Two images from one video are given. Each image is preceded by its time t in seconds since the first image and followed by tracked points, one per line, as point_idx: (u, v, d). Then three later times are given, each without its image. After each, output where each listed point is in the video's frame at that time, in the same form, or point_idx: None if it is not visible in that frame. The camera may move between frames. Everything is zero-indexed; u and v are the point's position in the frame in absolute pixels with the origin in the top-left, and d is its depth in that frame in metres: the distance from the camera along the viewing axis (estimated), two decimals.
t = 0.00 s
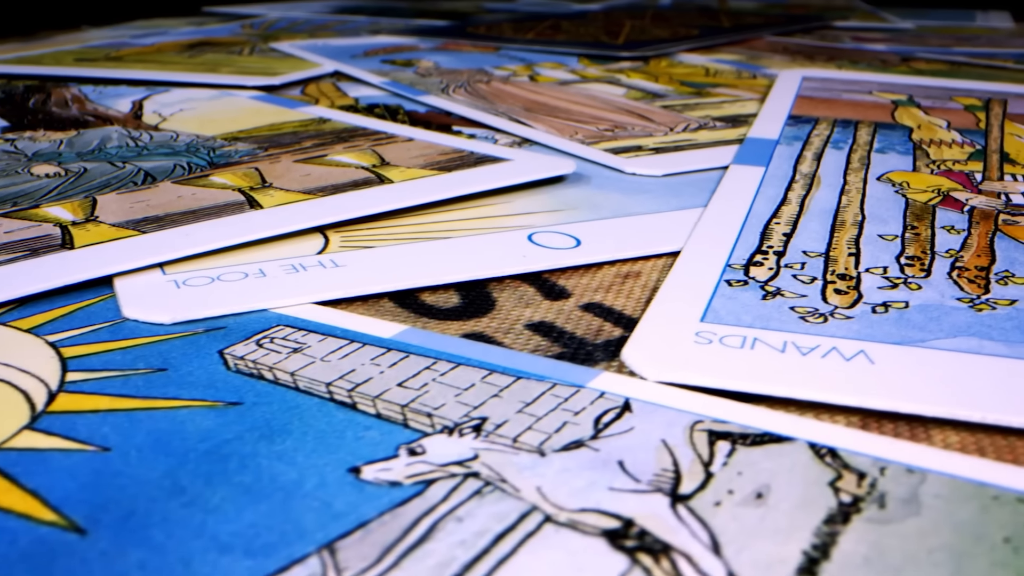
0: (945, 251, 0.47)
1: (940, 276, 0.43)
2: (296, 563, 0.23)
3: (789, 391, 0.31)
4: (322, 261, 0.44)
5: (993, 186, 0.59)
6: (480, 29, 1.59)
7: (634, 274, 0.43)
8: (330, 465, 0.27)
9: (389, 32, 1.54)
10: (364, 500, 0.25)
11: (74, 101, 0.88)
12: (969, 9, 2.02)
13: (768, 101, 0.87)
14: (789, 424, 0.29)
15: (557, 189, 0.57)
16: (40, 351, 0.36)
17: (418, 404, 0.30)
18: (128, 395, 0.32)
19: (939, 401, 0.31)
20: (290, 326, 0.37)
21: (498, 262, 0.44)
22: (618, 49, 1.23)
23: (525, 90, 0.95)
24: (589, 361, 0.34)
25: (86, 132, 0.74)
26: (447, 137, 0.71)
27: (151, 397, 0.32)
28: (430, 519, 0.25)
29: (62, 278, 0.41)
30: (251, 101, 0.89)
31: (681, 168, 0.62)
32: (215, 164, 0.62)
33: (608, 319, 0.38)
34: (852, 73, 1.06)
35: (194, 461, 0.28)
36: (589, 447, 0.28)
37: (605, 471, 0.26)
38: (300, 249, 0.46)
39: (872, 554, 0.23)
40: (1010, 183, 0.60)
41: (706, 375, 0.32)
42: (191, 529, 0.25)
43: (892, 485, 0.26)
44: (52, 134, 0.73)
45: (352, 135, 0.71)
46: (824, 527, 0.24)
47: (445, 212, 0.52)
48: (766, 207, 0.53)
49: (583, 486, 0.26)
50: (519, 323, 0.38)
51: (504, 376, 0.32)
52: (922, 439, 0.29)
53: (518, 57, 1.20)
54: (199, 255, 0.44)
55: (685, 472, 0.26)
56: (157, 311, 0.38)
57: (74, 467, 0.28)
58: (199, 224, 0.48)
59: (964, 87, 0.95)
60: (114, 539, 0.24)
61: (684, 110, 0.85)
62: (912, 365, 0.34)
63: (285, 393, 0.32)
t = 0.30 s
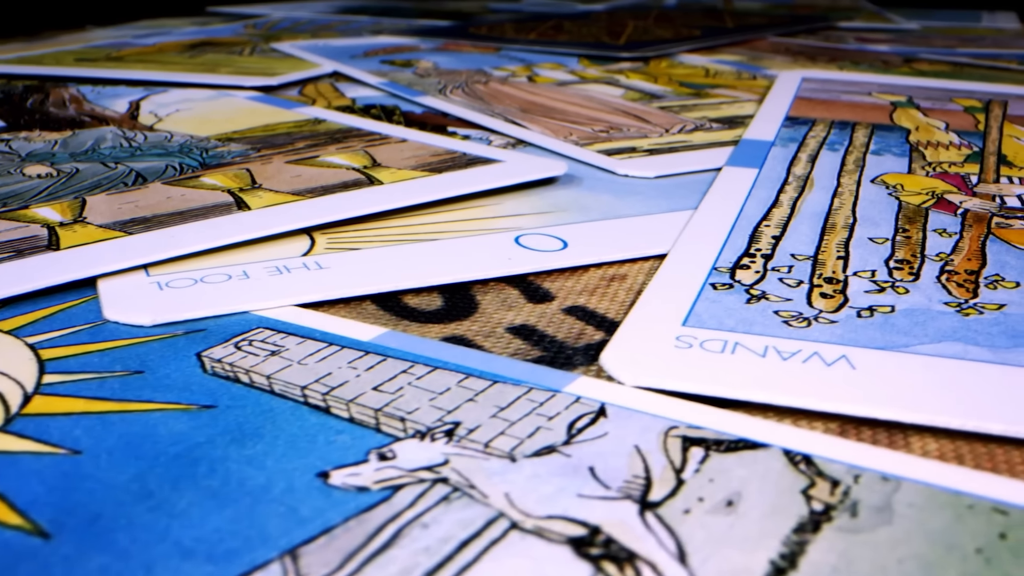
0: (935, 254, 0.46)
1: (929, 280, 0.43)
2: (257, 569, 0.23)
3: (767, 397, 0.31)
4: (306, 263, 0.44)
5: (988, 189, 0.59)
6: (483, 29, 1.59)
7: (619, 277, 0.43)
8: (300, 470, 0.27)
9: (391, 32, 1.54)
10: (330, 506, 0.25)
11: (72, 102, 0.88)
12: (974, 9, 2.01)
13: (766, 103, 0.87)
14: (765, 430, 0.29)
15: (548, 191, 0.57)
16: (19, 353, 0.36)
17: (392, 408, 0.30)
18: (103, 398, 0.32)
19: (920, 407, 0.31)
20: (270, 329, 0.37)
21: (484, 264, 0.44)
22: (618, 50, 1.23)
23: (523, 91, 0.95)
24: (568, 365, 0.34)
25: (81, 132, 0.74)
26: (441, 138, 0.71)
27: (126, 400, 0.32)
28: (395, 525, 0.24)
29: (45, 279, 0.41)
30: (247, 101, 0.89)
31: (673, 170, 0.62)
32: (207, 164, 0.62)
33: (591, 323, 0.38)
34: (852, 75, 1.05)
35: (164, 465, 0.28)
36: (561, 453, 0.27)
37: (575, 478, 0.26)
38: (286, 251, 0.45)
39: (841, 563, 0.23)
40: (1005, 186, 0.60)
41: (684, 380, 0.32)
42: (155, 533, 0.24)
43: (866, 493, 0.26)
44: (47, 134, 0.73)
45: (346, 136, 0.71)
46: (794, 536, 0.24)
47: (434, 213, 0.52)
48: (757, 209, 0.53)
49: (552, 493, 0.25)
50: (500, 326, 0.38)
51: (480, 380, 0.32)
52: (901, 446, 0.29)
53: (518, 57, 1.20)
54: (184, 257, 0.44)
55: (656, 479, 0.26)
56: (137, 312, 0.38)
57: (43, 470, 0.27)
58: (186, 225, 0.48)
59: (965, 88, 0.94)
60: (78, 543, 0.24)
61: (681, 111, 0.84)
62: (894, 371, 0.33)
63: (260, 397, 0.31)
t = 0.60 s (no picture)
0: (925, 257, 0.46)
1: (916, 284, 0.42)
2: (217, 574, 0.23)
3: (744, 402, 0.31)
4: (290, 265, 0.44)
5: (983, 192, 0.58)
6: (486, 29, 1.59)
7: (604, 280, 0.43)
8: (267, 474, 0.27)
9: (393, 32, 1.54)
10: (295, 511, 0.25)
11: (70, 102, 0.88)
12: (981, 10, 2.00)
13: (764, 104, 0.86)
14: (739, 436, 0.29)
15: (538, 192, 0.57)
16: None
17: (364, 413, 0.30)
18: (78, 400, 0.32)
19: (898, 413, 0.30)
20: (248, 331, 0.37)
21: (468, 266, 0.44)
22: (619, 50, 1.22)
23: (521, 92, 0.94)
24: (545, 370, 0.34)
25: (76, 132, 0.74)
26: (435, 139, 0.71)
27: (100, 403, 0.31)
28: (359, 531, 0.24)
29: (28, 281, 0.41)
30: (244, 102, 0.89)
31: (666, 172, 0.61)
32: (199, 165, 0.62)
33: (572, 326, 0.38)
34: (853, 76, 1.04)
35: (132, 468, 0.27)
36: (531, 459, 0.27)
37: (544, 484, 0.26)
38: (271, 252, 0.45)
39: (806, 573, 0.23)
40: (1001, 188, 0.59)
41: (661, 386, 0.31)
42: (118, 537, 0.24)
43: (837, 502, 0.25)
44: (43, 135, 0.73)
45: (339, 137, 0.71)
46: (760, 545, 0.23)
47: (421, 215, 0.51)
48: (747, 212, 0.52)
49: (519, 499, 0.25)
50: (480, 329, 0.38)
51: (455, 384, 0.32)
52: (877, 453, 0.29)
53: (518, 58, 1.19)
54: (168, 258, 0.44)
55: (625, 486, 0.26)
56: (118, 315, 0.38)
57: (11, 473, 0.27)
58: (173, 227, 0.48)
59: (966, 89, 0.94)
60: (41, 547, 0.24)
61: (678, 113, 0.84)
62: (874, 376, 0.33)
63: (234, 400, 0.31)
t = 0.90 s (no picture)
0: (913, 261, 0.46)
1: (903, 288, 0.42)
2: None
3: (719, 408, 0.30)
4: (274, 266, 0.44)
5: (977, 194, 0.58)
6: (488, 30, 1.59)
7: (589, 283, 0.43)
8: (235, 479, 0.27)
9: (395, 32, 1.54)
10: (259, 516, 0.25)
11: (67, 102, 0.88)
12: (989, 11, 1.99)
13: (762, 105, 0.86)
14: (712, 442, 0.28)
15: (528, 194, 0.57)
16: None
17: (336, 416, 0.30)
18: (51, 403, 0.32)
19: (876, 420, 0.30)
20: (227, 334, 0.37)
21: (452, 268, 0.44)
22: (619, 51, 1.22)
23: (518, 92, 0.94)
24: (522, 373, 0.33)
25: (71, 133, 0.74)
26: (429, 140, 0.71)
27: (73, 405, 0.31)
28: (321, 536, 0.24)
29: (11, 282, 0.41)
30: (241, 102, 0.88)
31: (658, 173, 0.61)
32: (190, 166, 0.62)
33: (553, 330, 0.38)
34: (854, 77, 1.04)
35: (100, 472, 0.27)
36: (500, 464, 0.27)
37: (511, 490, 0.26)
38: (256, 254, 0.45)
39: None
40: (995, 191, 0.59)
41: (636, 391, 0.31)
42: (80, 542, 0.24)
43: (807, 510, 0.25)
44: (38, 135, 0.73)
45: (333, 138, 0.71)
46: (726, 553, 0.23)
47: (409, 217, 0.51)
48: (737, 214, 0.52)
49: (484, 505, 0.25)
50: (460, 332, 0.37)
51: (430, 388, 0.32)
52: (853, 460, 0.28)
53: (518, 58, 1.19)
54: (152, 260, 0.44)
55: (593, 492, 0.26)
56: (98, 316, 0.38)
57: None
58: (159, 228, 0.48)
59: (966, 91, 0.93)
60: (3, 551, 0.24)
61: (675, 114, 0.84)
62: (854, 382, 0.32)
63: (207, 403, 0.31)
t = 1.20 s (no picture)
0: (902, 264, 0.45)
1: (890, 292, 0.41)
2: None
3: (694, 413, 0.30)
4: (257, 268, 0.44)
5: (972, 197, 0.58)
6: (490, 30, 1.59)
7: (573, 286, 0.42)
8: (202, 482, 0.27)
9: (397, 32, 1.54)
10: (223, 521, 0.25)
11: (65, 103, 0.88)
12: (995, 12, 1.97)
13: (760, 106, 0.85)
14: (685, 448, 0.28)
15: (518, 196, 0.56)
16: None
17: (308, 420, 0.30)
18: (26, 405, 0.32)
19: (852, 426, 0.30)
20: (206, 336, 0.36)
21: (436, 271, 0.43)
22: (620, 51, 1.22)
23: (515, 93, 0.94)
24: (498, 377, 0.33)
25: (66, 133, 0.74)
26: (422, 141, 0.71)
27: (47, 408, 0.31)
28: (284, 542, 0.24)
29: None
30: (238, 103, 0.88)
31: (650, 175, 0.61)
32: (182, 166, 0.62)
33: (533, 333, 0.37)
34: (854, 78, 1.03)
35: (68, 475, 0.27)
36: (468, 470, 0.27)
37: (477, 496, 0.25)
38: (241, 256, 0.45)
39: None
40: (990, 194, 0.59)
41: (612, 396, 0.31)
42: (43, 545, 0.24)
43: (776, 518, 0.25)
44: (33, 135, 0.73)
45: (326, 138, 0.70)
46: (690, 562, 0.23)
47: (397, 219, 0.51)
48: (726, 217, 0.52)
49: (450, 512, 0.25)
50: (439, 336, 0.37)
51: (404, 392, 0.31)
52: (827, 468, 0.28)
53: (518, 58, 1.19)
54: (136, 261, 0.44)
55: (560, 499, 0.25)
56: (78, 318, 0.38)
57: None
58: (145, 229, 0.48)
59: (967, 92, 0.93)
60: None
61: (672, 115, 0.83)
62: (832, 387, 0.32)
63: (181, 406, 0.31)
